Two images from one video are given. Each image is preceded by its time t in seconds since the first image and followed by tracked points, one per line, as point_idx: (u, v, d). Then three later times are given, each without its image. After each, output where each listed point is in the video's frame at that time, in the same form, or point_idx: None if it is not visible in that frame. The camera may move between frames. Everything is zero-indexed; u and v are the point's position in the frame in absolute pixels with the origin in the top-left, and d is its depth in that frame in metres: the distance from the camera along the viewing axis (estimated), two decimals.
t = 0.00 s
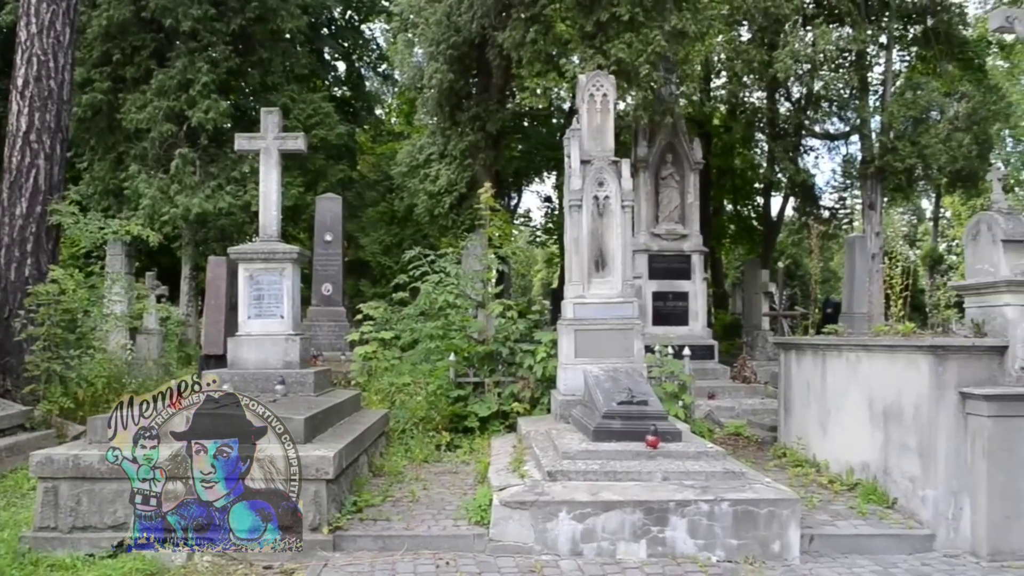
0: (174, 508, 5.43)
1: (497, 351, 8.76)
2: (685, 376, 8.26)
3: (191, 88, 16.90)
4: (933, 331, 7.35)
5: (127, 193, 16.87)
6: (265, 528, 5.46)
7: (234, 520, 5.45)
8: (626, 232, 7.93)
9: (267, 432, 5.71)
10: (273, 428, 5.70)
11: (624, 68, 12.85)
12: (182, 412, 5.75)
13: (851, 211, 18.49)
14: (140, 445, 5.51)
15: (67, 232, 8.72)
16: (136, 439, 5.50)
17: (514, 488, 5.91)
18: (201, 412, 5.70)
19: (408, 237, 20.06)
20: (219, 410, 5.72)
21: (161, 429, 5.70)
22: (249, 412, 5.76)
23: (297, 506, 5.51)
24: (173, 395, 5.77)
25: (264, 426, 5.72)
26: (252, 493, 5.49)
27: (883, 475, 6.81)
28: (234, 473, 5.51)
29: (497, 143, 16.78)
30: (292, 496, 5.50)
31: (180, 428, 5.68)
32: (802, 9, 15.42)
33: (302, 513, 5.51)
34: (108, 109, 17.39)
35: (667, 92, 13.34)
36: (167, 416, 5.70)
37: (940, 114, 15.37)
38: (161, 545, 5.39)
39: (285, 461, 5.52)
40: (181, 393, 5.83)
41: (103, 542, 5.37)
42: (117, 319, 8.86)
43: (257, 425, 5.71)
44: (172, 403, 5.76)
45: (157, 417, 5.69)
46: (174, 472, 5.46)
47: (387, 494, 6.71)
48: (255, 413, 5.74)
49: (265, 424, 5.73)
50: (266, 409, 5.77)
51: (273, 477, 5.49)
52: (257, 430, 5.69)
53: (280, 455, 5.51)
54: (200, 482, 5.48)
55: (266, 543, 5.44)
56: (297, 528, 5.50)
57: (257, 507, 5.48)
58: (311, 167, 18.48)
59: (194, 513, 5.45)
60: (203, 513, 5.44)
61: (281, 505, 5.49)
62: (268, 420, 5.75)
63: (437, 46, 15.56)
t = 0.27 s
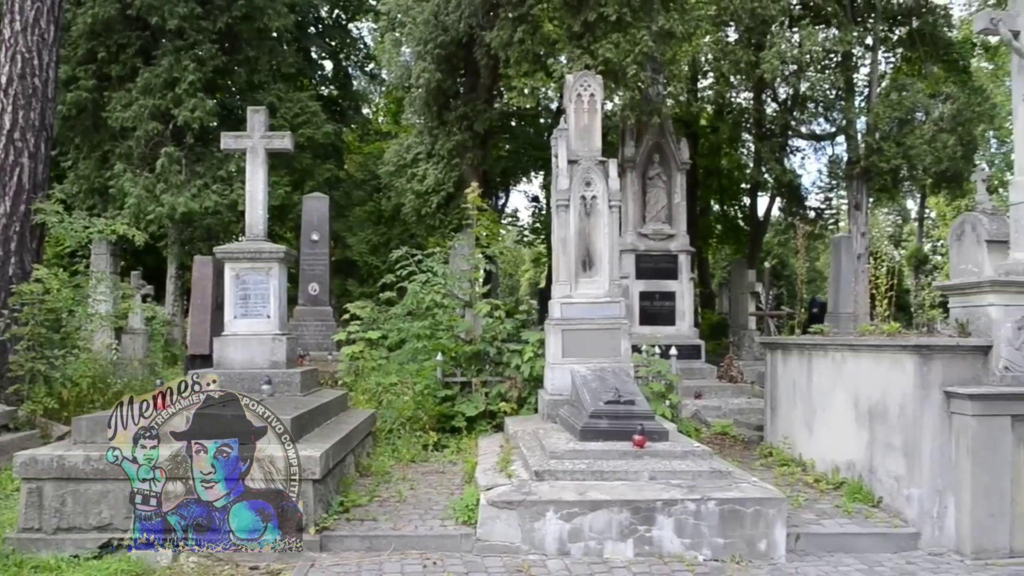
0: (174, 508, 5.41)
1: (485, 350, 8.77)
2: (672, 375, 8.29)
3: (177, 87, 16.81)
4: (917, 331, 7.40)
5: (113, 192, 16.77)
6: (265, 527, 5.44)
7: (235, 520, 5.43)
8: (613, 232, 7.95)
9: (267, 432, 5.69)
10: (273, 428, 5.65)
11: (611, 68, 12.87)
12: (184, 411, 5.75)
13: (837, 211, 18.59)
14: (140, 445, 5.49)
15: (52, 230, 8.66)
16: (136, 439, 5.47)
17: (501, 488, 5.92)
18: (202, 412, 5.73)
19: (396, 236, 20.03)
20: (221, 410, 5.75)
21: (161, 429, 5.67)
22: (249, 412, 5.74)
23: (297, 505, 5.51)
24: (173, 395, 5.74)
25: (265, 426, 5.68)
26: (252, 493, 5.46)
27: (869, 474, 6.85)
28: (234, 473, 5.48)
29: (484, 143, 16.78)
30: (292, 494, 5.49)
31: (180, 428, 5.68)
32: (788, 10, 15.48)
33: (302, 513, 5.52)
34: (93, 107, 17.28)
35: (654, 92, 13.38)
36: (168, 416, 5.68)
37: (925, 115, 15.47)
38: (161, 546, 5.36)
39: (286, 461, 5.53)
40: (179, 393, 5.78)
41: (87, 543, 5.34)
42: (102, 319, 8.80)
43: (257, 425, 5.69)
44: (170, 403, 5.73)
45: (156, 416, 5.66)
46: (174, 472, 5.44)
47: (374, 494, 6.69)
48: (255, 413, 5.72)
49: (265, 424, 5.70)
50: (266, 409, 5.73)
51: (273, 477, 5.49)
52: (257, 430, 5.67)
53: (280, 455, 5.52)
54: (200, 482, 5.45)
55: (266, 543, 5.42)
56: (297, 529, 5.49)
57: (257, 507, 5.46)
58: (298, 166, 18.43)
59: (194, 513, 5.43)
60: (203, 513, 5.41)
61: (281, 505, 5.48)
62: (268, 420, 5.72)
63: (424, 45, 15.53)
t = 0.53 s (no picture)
0: (174, 508, 5.38)
1: (477, 350, 8.77)
2: (663, 375, 8.30)
3: (167, 86, 16.75)
4: (907, 331, 7.42)
5: (103, 191, 16.72)
6: (265, 528, 5.43)
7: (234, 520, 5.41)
8: (605, 232, 7.96)
9: (267, 432, 5.67)
10: (272, 428, 5.63)
11: (603, 68, 12.88)
12: (184, 411, 5.75)
13: (828, 211, 18.64)
14: (139, 445, 5.47)
15: (41, 230, 8.62)
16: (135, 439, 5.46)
17: (493, 487, 5.92)
18: (202, 413, 5.75)
19: (387, 236, 20.03)
20: (221, 410, 5.78)
21: (161, 429, 5.66)
22: (249, 412, 5.72)
23: (297, 505, 5.51)
24: (173, 395, 5.70)
25: (264, 426, 5.66)
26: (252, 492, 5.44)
27: (860, 473, 6.87)
28: (235, 472, 5.46)
29: (476, 143, 16.77)
30: (292, 493, 5.48)
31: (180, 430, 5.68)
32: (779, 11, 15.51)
33: (302, 513, 5.52)
34: (83, 106, 17.22)
35: (646, 93, 13.40)
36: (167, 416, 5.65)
37: (915, 116, 15.53)
38: (161, 546, 5.34)
39: (285, 461, 5.52)
40: (179, 393, 5.72)
41: (77, 543, 5.30)
42: (93, 318, 8.78)
43: (257, 425, 5.67)
44: (170, 405, 5.68)
45: (156, 417, 5.63)
46: (174, 473, 5.41)
47: (365, 494, 6.68)
48: (255, 413, 5.70)
49: (265, 424, 5.68)
50: (266, 409, 5.69)
51: (273, 477, 5.48)
52: (257, 430, 5.65)
53: (279, 454, 5.52)
54: (200, 481, 5.43)
55: (266, 543, 5.42)
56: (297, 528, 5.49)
57: (257, 507, 5.44)
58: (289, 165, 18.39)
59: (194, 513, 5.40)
60: (203, 513, 5.39)
61: (280, 505, 5.47)
62: (268, 420, 5.69)
63: (416, 44, 15.51)
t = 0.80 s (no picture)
0: (174, 508, 5.35)
1: (470, 350, 8.77)
2: (656, 375, 8.31)
3: (159, 85, 16.69)
4: (899, 330, 7.44)
5: (94, 190, 16.67)
6: (265, 529, 5.41)
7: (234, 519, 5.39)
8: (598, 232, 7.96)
9: (267, 432, 5.68)
10: (273, 428, 5.65)
11: (596, 68, 12.89)
12: (185, 411, 5.74)
13: (820, 211, 18.70)
14: (139, 445, 5.45)
15: (32, 229, 8.59)
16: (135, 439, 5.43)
17: (486, 487, 5.91)
18: (203, 413, 5.75)
19: (380, 236, 20.03)
20: (221, 410, 5.80)
21: (161, 429, 5.66)
22: (250, 412, 5.71)
23: (297, 505, 5.52)
24: (173, 395, 5.63)
25: (264, 425, 5.67)
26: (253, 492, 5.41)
27: (851, 473, 6.90)
28: (235, 472, 5.42)
29: (469, 143, 16.76)
30: (292, 493, 5.46)
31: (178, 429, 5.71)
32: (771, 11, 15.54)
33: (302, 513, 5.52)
34: (75, 105, 17.17)
35: (639, 93, 13.42)
36: (166, 415, 5.63)
37: (907, 116, 15.58)
38: (161, 546, 5.32)
39: (285, 461, 5.53)
40: (179, 393, 5.65)
41: (68, 543, 5.29)
42: (84, 318, 8.75)
43: (257, 425, 5.68)
44: (169, 406, 5.62)
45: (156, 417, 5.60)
46: (173, 473, 5.37)
47: (358, 494, 6.67)
48: (256, 413, 5.71)
49: (265, 424, 5.69)
50: (266, 409, 5.70)
51: (273, 477, 5.47)
52: (257, 430, 5.65)
53: (279, 454, 5.52)
54: (200, 482, 5.39)
55: (267, 543, 5.41)
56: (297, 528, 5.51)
57: (258, 508, 5.43)
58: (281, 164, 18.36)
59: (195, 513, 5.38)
60: (203, 513, 5.36)
61: (280, 505, 5.46)
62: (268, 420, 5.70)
63: (409, 44, 15.49)
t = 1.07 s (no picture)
0: (174, 508, 5.33)
1: (458, 350, 8.78)
2: (643, 375, 8.33)
3: (146, 83, 16.60)
4: (885, 330, 7.48)
5: (79, 189, 16.57)
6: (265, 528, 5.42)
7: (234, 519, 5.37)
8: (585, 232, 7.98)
9: (267, 432, 5.81)
10: (272, 428, 5.78)
11: (584, 68, 12.90)
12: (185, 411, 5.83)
13: (806, 211, 18.79)
14: (139, 445, 5.45)
15: (16, 228, 8.53)
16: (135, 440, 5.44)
17: (474, 487, 5.91)
18: (202, 413, 5.77)
19: (368, 235, 19.99)
20: (219, 410, 5.79)
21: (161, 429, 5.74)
22: (249, 412, 5.84)
23: (297, 506, 5.60)
24: (173, 395, 5.77)
25: (264, 425, 5.80)
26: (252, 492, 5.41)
27: (838, 472, 6.93)
28: (235, 472, 5.43)
29: (457, 142, 16.74)
30: (292, 493, 5.54)
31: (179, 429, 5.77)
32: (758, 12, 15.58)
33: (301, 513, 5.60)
34: (60, 103, 17.05)
35: (627, 93, 13.44)
36: (167, 414, 5.72)
37: (893, 117, 15.67)
38: (161, 546, 5.29)
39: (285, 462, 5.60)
40: (180, 393, 5.80)
41: (53, 545, 5.26)
42: (68, 318, 8.70)
43: (257, 425, 5.78)
44: (169, 406, 5.75)
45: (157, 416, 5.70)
46: (174, 473, 5.37)
47: (345, 494, 6.66)
48: (256, 414, 5.83)
49: (265, 424, 5.81)
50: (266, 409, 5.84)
51: (273, 477, 5.50)
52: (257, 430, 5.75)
53: (280, 455, 5.59)
54: (200, 482, 5.39)
55: (266, 543, 5.41)
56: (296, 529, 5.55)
57: (257, 508, 5.43)
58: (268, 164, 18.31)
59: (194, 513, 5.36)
60: (203, 513, 5.35)
61: (280, 505, 5.50)
62: (268, 420, 5.82)
63: (397, 43, 15.47)
